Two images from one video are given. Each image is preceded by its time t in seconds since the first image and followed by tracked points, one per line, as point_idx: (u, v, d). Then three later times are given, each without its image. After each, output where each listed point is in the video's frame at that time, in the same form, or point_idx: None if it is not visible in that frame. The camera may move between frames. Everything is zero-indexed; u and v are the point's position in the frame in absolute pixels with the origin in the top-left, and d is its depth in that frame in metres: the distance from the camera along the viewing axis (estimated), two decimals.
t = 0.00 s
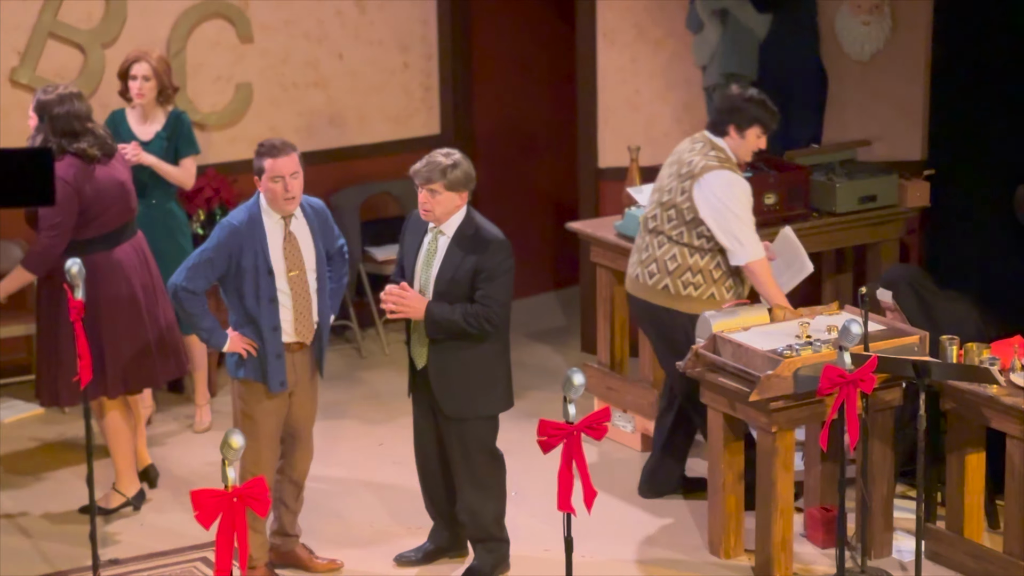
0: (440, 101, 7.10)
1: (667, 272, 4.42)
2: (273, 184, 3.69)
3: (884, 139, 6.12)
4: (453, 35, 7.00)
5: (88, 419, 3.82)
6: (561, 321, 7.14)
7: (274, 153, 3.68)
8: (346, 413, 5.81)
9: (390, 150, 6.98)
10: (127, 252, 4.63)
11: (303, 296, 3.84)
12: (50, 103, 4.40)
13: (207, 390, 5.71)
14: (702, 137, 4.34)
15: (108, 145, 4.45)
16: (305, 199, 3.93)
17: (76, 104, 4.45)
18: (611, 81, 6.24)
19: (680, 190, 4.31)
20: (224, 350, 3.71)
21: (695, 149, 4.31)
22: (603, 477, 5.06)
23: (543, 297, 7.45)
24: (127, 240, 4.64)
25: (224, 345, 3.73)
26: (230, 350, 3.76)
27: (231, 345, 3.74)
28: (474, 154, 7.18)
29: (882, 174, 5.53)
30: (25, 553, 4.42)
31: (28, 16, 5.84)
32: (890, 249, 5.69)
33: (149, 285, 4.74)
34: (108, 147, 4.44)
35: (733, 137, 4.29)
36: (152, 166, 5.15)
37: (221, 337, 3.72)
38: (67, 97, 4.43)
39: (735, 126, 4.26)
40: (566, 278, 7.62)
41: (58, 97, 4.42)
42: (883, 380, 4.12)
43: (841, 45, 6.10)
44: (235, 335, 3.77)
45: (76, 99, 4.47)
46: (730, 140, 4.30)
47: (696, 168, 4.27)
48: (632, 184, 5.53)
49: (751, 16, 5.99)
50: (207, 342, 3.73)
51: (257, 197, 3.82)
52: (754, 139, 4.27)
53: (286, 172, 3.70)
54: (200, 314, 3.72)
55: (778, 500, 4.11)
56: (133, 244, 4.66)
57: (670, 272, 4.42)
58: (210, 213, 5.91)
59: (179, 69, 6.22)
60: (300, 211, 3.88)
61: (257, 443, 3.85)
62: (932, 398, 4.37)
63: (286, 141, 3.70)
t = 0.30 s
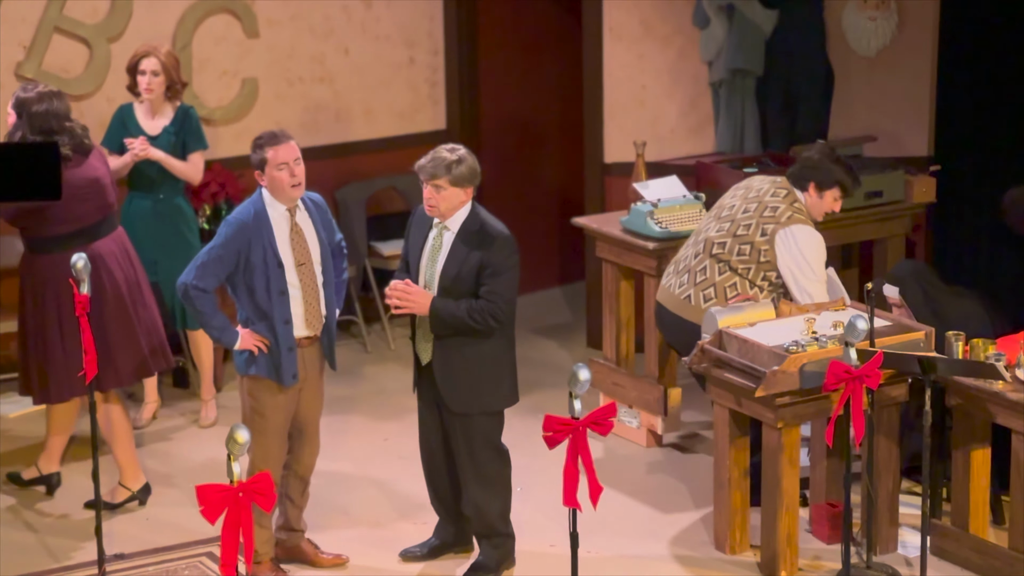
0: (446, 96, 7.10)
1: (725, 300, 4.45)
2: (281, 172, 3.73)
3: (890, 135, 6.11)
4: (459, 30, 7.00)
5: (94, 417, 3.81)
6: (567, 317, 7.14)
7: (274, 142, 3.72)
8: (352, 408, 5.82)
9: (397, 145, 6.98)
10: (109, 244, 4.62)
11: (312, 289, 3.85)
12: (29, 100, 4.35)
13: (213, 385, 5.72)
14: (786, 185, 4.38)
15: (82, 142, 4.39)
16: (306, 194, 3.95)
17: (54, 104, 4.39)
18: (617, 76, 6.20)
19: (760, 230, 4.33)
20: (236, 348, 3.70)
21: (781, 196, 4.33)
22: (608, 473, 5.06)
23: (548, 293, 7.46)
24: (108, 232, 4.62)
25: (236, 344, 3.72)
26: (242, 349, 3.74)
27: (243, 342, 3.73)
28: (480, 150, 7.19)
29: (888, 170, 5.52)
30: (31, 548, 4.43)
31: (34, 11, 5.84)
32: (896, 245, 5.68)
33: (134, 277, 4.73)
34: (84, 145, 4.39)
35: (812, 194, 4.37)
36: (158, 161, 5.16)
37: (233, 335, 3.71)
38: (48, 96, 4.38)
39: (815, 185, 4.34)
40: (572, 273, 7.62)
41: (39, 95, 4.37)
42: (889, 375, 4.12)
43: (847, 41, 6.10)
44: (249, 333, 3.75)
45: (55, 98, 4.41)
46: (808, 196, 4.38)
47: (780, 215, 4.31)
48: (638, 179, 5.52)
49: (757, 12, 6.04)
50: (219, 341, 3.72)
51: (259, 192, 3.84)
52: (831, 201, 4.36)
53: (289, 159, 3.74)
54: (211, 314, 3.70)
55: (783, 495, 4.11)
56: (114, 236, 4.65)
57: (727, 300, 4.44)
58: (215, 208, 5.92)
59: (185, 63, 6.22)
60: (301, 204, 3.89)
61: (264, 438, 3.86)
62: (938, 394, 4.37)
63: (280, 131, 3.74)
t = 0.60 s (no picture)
0: (450, 91, 7.10)
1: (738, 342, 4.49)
2: (288, 164, 3.74)
3: (896, 130, 6.10)
4: (464, 25, 7.00)
5: (100, 412, 3.81)
6: (572, 312, 7.14)
7: (277, 134, 3.73)
8: (357, 403, 5.83)
9: (402, 141, 6.98)
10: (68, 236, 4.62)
11: (320, 282, 3.86)
12: None
13: (218, 380, 5.73)
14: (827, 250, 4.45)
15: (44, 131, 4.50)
16: (306, 191, 3.95)
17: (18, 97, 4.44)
18: (623, 71, 6.20)
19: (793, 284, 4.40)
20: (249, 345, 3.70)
21: (821, 259, 4.41)
22: (613, 468, 5.06)
23: (553, 288, 7.46)
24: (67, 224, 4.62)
25: (248, 342, 3.72)
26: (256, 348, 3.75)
27: (255, 339, 3.73)
28: (485, 145, 7.18)
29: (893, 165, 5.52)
30: (36, 543, 4.44)
31: (39, 6, 5.84)
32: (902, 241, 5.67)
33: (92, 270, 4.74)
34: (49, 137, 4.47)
35: (847, 262, 4.37)
36: (165, 155, 5.16)
37: (245, 333, 3.71)
38: (11, 90, 4.42)
39: (853, 254, 4.34)
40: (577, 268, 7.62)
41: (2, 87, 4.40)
42: (893, 371, 4.12)
43: (852, 36, 6.09)
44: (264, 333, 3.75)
45: (18, 92, 4.45)
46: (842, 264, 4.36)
47: (817, 276, 4.39)
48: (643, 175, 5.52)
49: (762, 7, 6.03)
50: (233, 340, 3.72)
51: (260, 189, 3.84)
52: (864, 273, 4.36)
53: (293, 152, 3.75)
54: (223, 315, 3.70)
55: (788, 491, 4.11)
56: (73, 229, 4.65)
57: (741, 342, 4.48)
58: (221, 202, 5.93)
59: (191, 58, 6.23)
60: (302, 199, 3.89)
61: (271, 434, 3.86)
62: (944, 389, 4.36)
63: (280, 124, 3.75)
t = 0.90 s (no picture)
0: (456, 86, 7.10)
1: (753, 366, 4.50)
2: (295, 159, 3.75)
3: (902, 126, 6.10)
4: (469, 21, 6.99)
5: (106, 408, 3.81)
6: (578, 308, 7.15)
7: (284, 128, 3.74)
8: (363, 399, 5.84)
9: (407, 136, 6.99)
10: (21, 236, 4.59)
11: (327, 279, 3.86)
12: None
13: (224, 376, 5.74)
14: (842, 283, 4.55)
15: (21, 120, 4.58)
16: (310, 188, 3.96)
17: None
18: (628, 67, 6.20)
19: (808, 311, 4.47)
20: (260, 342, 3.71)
21: (836, 290, 4.51)
22: (618, 463, 5.07)
23: (559, 284, 7.46)
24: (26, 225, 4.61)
25: (260, 339, 3.73)
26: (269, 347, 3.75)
27: (266, 337, 3.74)
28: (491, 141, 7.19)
29: (898, 161, 5.51)
30: (42, 538, 4.45)
31: (45, 2, 5.85)
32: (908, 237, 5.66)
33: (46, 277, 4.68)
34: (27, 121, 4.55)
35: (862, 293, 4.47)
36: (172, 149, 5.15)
37: (256, 330, 3.72)
38: None
39: (867, 283, 4.48)
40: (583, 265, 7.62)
41: None
42: (899, 367, 4.12)
43: (858, 32, 6.08)
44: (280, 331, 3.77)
45: None
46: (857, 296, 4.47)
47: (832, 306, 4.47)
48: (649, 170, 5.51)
49: (768, 3, 6.02)
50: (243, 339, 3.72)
51: (264, 184, 3.83)
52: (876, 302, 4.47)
53: (298, 147, 3.76)
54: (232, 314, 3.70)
55: (794, 487, 4.11)
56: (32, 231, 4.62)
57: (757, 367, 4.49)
58: (226, 198, 5.94)
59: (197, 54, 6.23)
60: (306, 196, 3.90)
61: (278, 429, 3.86)
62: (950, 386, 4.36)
63: (286, 120, 3.76)
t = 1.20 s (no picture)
0: (463, 85, 7.10)
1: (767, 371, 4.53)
2: (302, 157, 3.75)
3: (908, 124, 6.09)
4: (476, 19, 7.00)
5: (113, 407, 3.82)
6: (585, 306, 7.15)
7: (292, 125, 3.74)
8: (369, 397, 5.84)
9: (414, 134, 6.99)
10: None
11: (332, 276, 3.86)
12: None
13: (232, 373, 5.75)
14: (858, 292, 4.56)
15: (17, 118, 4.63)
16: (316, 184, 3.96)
17: None
18: (635, 65, 6.20)
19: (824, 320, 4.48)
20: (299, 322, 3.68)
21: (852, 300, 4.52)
22: (625, 461, 5.08)
23: (566, 282, 7.47)
24: None
25: (298, 320, 3.70)
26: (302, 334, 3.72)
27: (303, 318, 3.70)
28: (498, 139, 7.19)
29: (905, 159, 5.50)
30: (49, 535, 4.46)
31: (53, 0, 5.86)
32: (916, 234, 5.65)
33: (16, 280, 4.64)
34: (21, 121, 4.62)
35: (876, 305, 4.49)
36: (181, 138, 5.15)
37: (292, 312, 3.70)
38: None
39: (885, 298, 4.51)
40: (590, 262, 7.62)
41: None
42: (906, 365, 4.12)
43: (865, 30, 6.08)
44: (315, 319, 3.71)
45: None
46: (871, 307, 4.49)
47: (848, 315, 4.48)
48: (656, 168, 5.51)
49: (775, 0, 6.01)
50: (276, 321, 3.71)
51: (268, 181, 3.84)
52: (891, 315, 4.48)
53: (304, 146, 3.76)
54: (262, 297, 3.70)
55: (801, 485, 4.11)
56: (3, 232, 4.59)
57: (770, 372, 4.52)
58: (234, 195, 5.95)
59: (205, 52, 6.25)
60: (312, 193, 3.91)
61: (285, 427, 3.87)
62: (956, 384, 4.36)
63: (293, 118, 3.75)
